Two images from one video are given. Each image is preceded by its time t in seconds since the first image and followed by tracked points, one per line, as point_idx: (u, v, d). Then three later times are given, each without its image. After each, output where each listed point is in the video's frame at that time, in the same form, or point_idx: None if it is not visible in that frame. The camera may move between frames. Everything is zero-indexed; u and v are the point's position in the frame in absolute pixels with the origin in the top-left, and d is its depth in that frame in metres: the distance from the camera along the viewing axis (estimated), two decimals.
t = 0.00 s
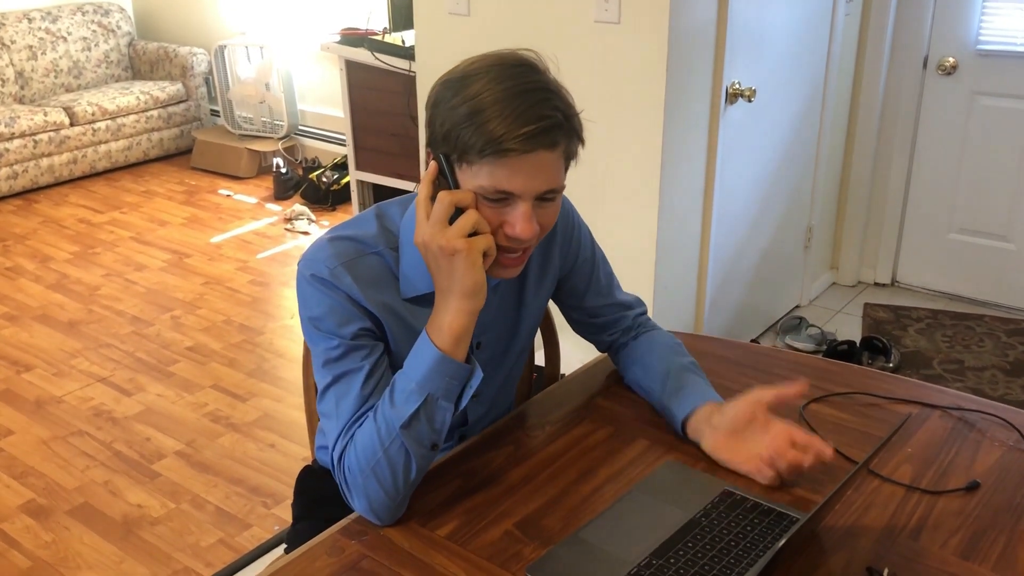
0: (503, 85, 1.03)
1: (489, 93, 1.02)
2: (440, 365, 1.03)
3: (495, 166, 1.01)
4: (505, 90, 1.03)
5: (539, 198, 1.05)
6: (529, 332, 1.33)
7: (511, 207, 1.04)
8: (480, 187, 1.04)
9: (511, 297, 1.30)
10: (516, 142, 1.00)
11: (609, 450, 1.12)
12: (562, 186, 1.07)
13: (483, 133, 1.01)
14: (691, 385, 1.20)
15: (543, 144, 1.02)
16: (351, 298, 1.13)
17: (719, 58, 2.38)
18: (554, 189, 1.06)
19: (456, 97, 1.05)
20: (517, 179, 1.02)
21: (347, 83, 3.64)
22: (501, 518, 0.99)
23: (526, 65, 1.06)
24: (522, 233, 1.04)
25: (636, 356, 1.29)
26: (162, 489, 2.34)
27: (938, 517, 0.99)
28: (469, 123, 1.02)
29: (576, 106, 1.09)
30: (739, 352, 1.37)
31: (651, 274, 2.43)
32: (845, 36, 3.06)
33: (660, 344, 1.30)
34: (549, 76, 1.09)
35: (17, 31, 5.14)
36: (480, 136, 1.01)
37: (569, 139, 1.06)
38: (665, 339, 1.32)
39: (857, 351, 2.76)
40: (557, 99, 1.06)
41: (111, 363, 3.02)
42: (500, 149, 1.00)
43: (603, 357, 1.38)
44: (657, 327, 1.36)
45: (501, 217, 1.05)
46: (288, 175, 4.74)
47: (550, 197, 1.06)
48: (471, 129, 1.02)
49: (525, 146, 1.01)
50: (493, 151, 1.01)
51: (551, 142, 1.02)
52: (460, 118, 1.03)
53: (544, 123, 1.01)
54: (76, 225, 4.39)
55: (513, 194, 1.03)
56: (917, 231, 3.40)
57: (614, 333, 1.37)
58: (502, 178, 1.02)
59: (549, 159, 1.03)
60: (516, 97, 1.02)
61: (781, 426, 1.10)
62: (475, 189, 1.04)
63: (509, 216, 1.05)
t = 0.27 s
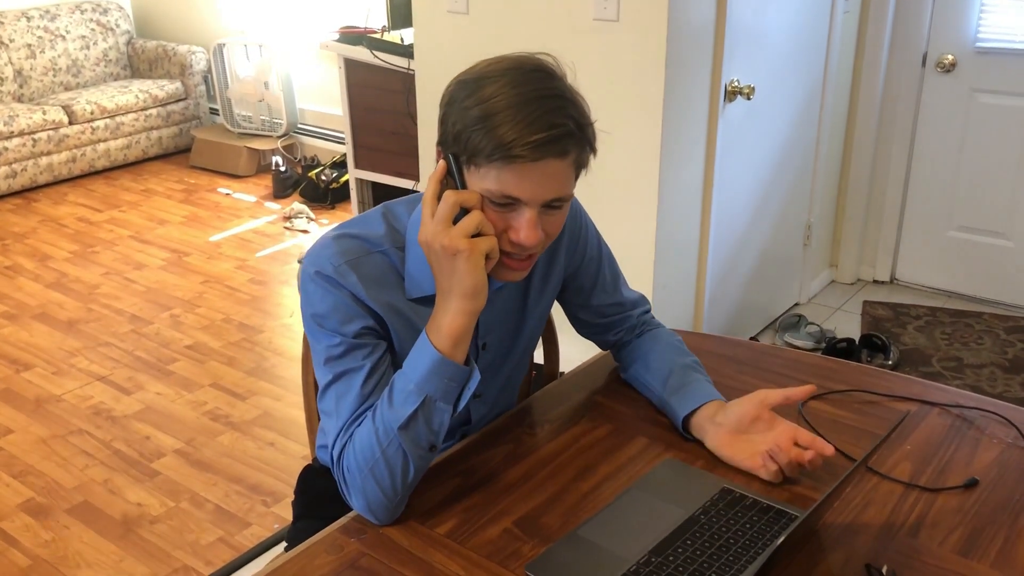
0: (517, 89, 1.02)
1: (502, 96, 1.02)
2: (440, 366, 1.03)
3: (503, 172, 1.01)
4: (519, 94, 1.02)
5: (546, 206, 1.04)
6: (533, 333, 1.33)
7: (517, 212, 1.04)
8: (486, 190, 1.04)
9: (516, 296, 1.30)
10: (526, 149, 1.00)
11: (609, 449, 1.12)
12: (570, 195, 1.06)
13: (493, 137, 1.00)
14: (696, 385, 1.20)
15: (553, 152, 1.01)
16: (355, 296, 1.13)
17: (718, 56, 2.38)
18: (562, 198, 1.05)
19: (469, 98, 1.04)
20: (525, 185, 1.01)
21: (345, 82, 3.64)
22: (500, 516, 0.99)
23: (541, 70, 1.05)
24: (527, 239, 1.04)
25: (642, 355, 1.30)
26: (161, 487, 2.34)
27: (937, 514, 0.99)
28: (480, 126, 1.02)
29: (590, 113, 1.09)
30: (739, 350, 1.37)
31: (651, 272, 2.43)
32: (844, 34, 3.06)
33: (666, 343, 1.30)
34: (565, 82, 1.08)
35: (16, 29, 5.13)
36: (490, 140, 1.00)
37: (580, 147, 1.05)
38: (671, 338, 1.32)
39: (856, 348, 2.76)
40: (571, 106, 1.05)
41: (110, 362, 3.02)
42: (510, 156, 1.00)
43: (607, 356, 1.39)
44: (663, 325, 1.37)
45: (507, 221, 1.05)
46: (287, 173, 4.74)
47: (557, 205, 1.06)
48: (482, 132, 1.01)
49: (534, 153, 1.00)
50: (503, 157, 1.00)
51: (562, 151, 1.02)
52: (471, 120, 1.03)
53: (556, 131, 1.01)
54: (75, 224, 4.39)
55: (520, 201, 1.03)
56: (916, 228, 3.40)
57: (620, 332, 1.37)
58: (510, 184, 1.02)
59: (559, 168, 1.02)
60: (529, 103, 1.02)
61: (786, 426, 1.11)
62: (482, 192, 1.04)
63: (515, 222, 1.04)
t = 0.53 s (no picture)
0: (525, 93, 1.03)
1: (509, 100, 1.02)
2: (443, 367, 1.03)
3: (511, 175, 1.02)
4: (527, 98, 1.02)
5: (552, 208, 1.05)
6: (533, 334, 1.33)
7: (523, 214, 1.05)
8: (494, 192, 1.04)
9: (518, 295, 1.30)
10: (534, 152, 1.00)
11: (610, 450, 1.12)
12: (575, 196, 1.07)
13: (501, 141, 1.01)
14: (696, 385, 1.20)
15: (560, 156, 1.02)
16: (359, 296, 1.13)
17: (717, 55, 2.38)
18: (569, 199, 1.06)
19: (477, 100, 1.04)
20: (533, 187, 1.02)
21: (345, 82, 3.64)
22: (500, 516, 0.99)
23: (549, 72, 1.05)
24: (533, 241, 1.05)
25: (643, 354, 1.30)
26: (161, 488, 2.35)
27: (936, 512, 0.99)
28: (488, 130, 1.02)
29: (595, 114, 1.09)
30: (739, 349, 1.37)
31: (650, 271, 2.43)
32: (843, 33, 3.06)
33: (667, 343, 1.31)
34: (572, 83, 1.08)
35: (15, 30, 5.13)
36: (498, 144, 1.01)
37: (586, 149, 1.06)
38: (671, 338, 1.32)
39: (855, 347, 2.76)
40: (578, 108, 1.06)
41: (110, 362, 3.03)
42: (518, 159, 1.01)
43: (607, 356, 1.39)
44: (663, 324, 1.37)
45: (513, 222, 1.06)
46: (287, 173, 4.74)
47: (563, 206, 1.06)
48: (490, 135, 1.02)
49: (542, 157, 1.01)
50: (512, 161, 1.01)
51: (569, 154, 1.02)
52: (479, 123, 1.03)
53: (564, 135, 1.02)
54: (74, 225, 4.39)
55: (527, 202, 1.03)
56: (915, 227, 3.40)
57: (620, 331, 1.37)
58: (518, 186, 1.02)
59: (565, 171, 1.03)
60: (537, 106, 1.02)
61: (784, 426, 1.11)
62: (489, 193, 1.04)
63: (521, 223, 1.05)
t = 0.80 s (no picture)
0: (523, 90, 1.03)
1: (507, 96, 1.02)
2: (440, 366, 1.03)
3: (509, 170, 1.02)
4: (525, 95, 1.02)
5: (548, 205, 1.05)
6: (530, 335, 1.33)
7: (520, 211, 1.05)
8: (491, 189, 1.04)
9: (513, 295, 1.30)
10: (533, 148, 1.00)
11: (608, 450, 1.12)
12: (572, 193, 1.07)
13: (499, 138, 1.01)
14: (693, 386, 1.20)
15: (558, 152, 1.02)
16: (353, 297, 1.13)
17: (717, 56, 2.38)
18: (565, 196, 1.06)
19: (474, 97, 1.04)
20: (530, 184, 1.02)
21: (344, 82, 3.64)
22: (499, 516, 0.99)
23: (545, 69, 1.06)
24: (529, 238, 1.05)
25: (641, 355, 1.30)
26: (160, 488, 2.34)
27: (935, 512, 0.99)
28: (485, 126, 1.02)
29: (591, 113, 1.10)
30: (736, 349, 1.37)
31: (650, 271, 2.43)
32: (842, 33, 3.06)
33: (664, 343, 1.31)
34: (568, 81, 1.08)
35: (14, 30, 5.13)
36: (496, 141, 1.01)
37: (583, 147, 1.06)
38: (668, 338, 1.32)
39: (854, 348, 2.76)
40: (575, 106, 1.06)
41: (109, 363, 3.02)
42: (516, 156, 1.01)
43: (605, 357, 1.39)
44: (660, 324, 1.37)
45: (510, 219, 1.06)
46: (286, 173, 4.74)
47: (559, 203, 1.06)
48: (488, 132, 1.02)
49: (540, 153, 1.01)
50: (510, 157, 1.01)
51: (566, 151, 1.03)
52: (476, 119, 1.03)
53: (561, 132, 1.02)
54: (73, 225, 4.39)
55: (524, 199, 1.03)
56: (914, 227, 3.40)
57: (617, 332, 1.37)
58: (516, 182, 1.02)
59: (563, 167, 1.03)
60: (535, 103, 1.02)
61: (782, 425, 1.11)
62: (486, 190, 1.04)
63: (518, 220, 1.05)
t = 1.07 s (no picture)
0: (517, 91, 1.03)
1: (501, 97, 1.02)
2: (436, 366, 1.03)
3: (503, 171, 1.02)
4: (519, 96, 1.03)
5: (543, 204, 1.05)
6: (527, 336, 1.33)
7: (514, 210, 1.05)
8: (485, 189, 1.04)
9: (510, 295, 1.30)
10: (527, 149, 1.00)
11: (605, 451, 1.12)
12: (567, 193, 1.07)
13: (494, 139, 1.01)
14: (690, 387, 1.20)
15: (552, 153, 1.02)
16: (347, 301, 1.13)
17: (715, 57, 2.38)
18: (559, 196, 1.06)
19: (468, 99, 1.04)
20: (524, 184, 1.02)
21: (342, 84, 3.64)
22: (498, 517, 0.99)
23: (539, 70, 1.06)
24: (524, 237, 1.05)
25: (637, 355, 1.30)
26: (158, 489, 2.34)
27: (933, 514, 1.00)
28: (480, 127, 1.02)
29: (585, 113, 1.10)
30: (734, 351, 1.37)
31: (649, 272, 2.43)
32: (840, 35, 3.07)
33: (661, 344, 1.31)
34: (562, 82, 1.09)
35: (12, 31, 5.13)
36: (490, 142, 1.01)
37: (577, 147, 1.06)
38: (665, 339, 1.33)
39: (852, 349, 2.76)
40: (568, 106, 1.06)
41: (107, 364, 3.02)
42: (510, 157, 1.01)
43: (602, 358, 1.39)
44: (657, 325, 1.37)
45: (504, 219, 1.06)
46: (284, 174, 4.74)
47: (554, 202, 1.07)
48: (482, 133, 1.02)
49: (534, 154, 1.01)
50: (504, 158, 1.01)
51: (561, 151, 1.03)
52: (471, 120, 1.03)
53: (555, 132, 1.02)
54: (72, 226, 4.39)
55: (518, 199, 1.04)
56: (912, 229, 3.41)
57: (614, 332, 1.38)
58: (510, 183, 1.02)
59: (557, 168, 1.03)
60: (528, 104, 1.02)
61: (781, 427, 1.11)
62: (481, 190, 1.04)
63: (512, 219, 1.05)
